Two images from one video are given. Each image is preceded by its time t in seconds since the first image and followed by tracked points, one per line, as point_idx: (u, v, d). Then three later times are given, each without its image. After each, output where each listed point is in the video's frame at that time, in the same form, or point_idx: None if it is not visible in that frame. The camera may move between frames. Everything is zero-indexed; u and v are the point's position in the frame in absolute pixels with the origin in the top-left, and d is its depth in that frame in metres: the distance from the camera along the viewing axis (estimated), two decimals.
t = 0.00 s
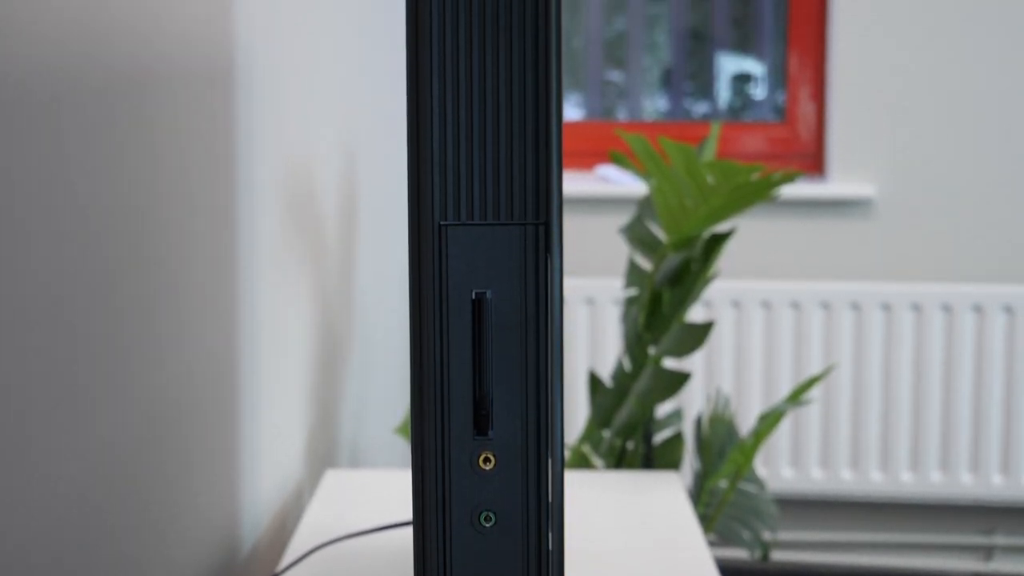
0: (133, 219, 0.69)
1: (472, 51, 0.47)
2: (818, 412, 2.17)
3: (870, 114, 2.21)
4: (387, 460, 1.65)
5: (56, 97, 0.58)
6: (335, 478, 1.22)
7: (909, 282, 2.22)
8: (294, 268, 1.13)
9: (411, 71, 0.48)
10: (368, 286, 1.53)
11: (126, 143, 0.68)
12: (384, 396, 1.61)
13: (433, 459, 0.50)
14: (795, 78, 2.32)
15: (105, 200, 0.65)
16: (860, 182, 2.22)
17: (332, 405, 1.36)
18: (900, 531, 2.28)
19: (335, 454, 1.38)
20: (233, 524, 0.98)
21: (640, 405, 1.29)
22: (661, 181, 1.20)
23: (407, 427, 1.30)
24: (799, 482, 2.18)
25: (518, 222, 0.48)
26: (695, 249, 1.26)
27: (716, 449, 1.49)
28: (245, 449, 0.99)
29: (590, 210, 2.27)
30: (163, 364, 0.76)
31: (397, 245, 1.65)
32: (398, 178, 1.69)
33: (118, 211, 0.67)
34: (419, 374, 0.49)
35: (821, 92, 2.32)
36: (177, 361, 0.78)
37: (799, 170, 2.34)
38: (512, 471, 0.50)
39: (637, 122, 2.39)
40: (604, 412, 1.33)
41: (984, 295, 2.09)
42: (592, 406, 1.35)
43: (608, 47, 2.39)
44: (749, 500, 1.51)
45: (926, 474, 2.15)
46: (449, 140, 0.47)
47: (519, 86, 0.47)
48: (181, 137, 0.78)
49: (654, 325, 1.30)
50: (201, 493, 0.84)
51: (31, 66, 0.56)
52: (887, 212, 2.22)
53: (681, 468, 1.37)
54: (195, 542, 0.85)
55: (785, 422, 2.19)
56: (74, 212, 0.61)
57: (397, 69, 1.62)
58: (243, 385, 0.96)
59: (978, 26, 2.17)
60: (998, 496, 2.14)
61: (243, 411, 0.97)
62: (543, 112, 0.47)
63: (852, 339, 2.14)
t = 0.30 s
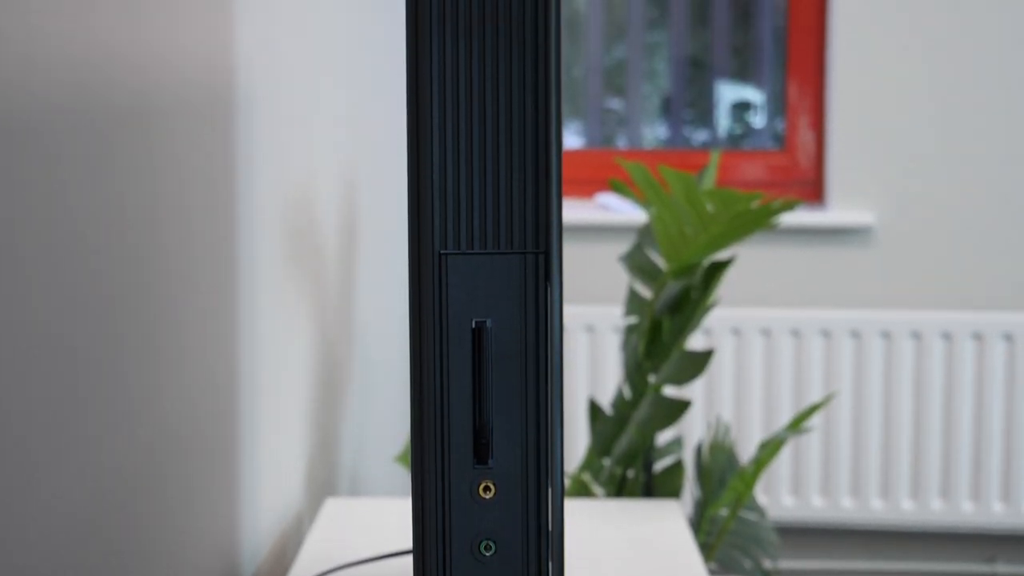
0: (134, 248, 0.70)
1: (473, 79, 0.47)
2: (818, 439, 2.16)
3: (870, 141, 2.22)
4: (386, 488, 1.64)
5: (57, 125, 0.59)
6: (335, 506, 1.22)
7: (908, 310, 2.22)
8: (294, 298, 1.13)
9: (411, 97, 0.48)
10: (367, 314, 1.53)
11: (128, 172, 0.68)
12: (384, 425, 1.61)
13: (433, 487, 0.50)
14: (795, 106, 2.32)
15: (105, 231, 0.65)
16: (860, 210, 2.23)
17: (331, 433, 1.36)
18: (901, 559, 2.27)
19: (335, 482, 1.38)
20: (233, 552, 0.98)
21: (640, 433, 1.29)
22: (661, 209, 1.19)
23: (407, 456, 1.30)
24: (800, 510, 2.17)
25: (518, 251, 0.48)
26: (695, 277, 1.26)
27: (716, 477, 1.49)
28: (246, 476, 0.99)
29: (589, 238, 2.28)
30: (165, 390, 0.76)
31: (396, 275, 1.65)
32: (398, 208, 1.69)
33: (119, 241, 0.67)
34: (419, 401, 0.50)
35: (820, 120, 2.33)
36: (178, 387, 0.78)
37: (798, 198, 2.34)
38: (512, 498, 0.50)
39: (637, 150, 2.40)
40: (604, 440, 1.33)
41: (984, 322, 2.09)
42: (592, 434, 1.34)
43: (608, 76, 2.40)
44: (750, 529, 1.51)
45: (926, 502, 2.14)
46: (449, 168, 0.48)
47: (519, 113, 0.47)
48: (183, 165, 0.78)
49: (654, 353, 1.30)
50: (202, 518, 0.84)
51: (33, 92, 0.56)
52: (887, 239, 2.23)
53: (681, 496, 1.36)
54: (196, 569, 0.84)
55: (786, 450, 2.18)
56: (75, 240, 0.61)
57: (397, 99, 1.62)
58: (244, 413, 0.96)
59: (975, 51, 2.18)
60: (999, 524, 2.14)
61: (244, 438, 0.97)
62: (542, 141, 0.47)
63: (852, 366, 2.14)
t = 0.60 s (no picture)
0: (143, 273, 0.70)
1: (472, 109, 0.48)
2: (819, 466, 2.16)
3: (869, 169, 2.22)
4: (385, 516, 1.64)
5: (57, 150, 0.59)
6: (335, 534, 1.21)
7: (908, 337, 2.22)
8: (296, 326, 1.13)
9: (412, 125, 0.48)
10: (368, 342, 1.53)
11: (138, 198, 0.68)
12: (384, 452, 1.61)
13: (433, 512, 0.50)
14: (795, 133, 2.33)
15: (110, 258, 0.65)
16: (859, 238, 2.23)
17: (332, 460, 1.35)
18: None
19: (335, 510, 1.37)
20: None
21: (640, 460, 1.29)
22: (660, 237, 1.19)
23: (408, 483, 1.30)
24: (800, 537, 2.17)
25: (517, 279, 0.48)
26: (695, 304, 1.27)
27: (717, 505, 1.49)
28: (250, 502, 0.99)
29: (589, 266, 2.28)
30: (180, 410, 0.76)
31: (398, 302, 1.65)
32: (400, 235, 1.69)
33: (130, 269, 0.67)
34: (419, 425, 0.50)
35: (820, 148, 2.34)
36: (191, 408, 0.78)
37: (798, 226, 2.36)
38: (512, 527, 0.50)
39: (637, 178, 2.40)
40: (604, 468, 1.33)
41: (983, 349, 2.09)
42: (592, 461, 1.34)
43: (608, 104, 2.40)
44: (751, 557, 1.50)
45: (928, 530, 2.14)
46: (450, 195, 0.48)
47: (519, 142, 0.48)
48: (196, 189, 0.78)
49: (654, 380, 1.29)
50: (220, 537, 0.84)
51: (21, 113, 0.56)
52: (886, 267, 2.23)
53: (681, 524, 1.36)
54: None
55: (786, 477, 2.18)
56: (74, 265, 0.61)
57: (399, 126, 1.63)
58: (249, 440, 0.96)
59: (975, 79, 2.19)
60: (1001, 552, 2.13)
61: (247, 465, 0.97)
62: (542, 170, 0.47)
63: (852, 393, 2.14)
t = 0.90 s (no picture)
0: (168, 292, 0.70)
1: (471, 136, 0.48)
2: (820, 491, 2.15)
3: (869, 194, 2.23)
4: (383, 542, 1.64)
5: (88, 170, 0.59)
6: (335, 561, 1.21)
7: (909, 361, 2.22)
8: (295, 354, 1.12)
9: (412, 150, 0.48)
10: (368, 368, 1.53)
11: (159, 222, 0.69)
12: (383, 478, 1.61)
13: (432, 535, 0.50)
14: (794, 158, 2.33)
15: (138, 273, 0.65)
16: (860, 262, 2.23)
17: (331, 486, 1.35)
18: None
19: (334, 536, 1.37)
20: None
21: (640, 484, 1.29)
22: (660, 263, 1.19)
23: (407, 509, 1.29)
24: (801, 562, 2.16)
25: (517, 305, 0.48)
26: (695, 329, 1.26)
27: (716, 531, 1.48)
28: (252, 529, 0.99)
29: (589, 290, 2.28)
30: (194, 431, 0.75)
31: (396, 325, 1.65)
32: (399, 259, 1.69)
33: (152, 291, 0.67)
34: (419, 448, 0.50)
35: (819, 173, 2.34)
36: (204, 429, 0.78)
37: (798, 250, 2.35)
38: (512, 552, 0.50)
39: (637, 204, 2.40)
40: (605, 492, 1.32)
41: (984, 374, 2.09)
42: (592, 487, 1.34)
43: (607, 129, 2.41)
44: None
45: (928, 555, 2.13)
46: (450, 221, 0.48)
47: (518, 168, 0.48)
48: (207, 214, 0.78)
49: (655, 404, 1.29)
50: (225, 561, 0.84)
51: (52, 116, 0.55)
52: (887, 291, 2.23)
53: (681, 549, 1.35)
54: None
55: (787, 503, 2.17)
56: (111, 284, 0.61)
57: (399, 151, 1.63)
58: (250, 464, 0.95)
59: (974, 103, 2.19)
60: None
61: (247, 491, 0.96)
62: (543, 195, 0.48)
63: (852, 419, 2.14)
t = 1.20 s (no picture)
0: (165, 318, 0.69)
1: (471, 163, 0.48)
2: (821, 515, 2.15)
3: (869, 218, 2.23)
4: (383, 566, 1.63)
5: (104, 192, 0.59)
6: None
7: (910, 385, 2.22)
8: (295, 379, 1.12)
9: (411, 178, 0.48)
10: (368, 392, 1.53)
11: (160, 246, 0.69)
12: (384, 502, 1.60)
13: (431, 561, 0.50)
14: (794, 182, 2.34)
15: (139, 296, 0.65)
16: (860, 287, 2.23)
17: (333, 512, 1.35)
18: None
19: (335, 562, 1.37)
20: None
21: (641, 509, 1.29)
22: (660, 286, 1.17)
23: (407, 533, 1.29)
24: None
25: (516, 331, 0.49)
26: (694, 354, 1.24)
27: (718, 555, 1.48)
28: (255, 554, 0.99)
29: (590, 314, 2.28)
30: (195, 456, 0.75)
31: (398, 349, 1.65)
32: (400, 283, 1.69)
33: (155, 315, 0.67)
34: (418, 474, 0.50)
35: (819, 197, 2.35)
36: (205, 453, 0.78)
37: (798, 275, 2.35)
38: None
39: (637, 228, 2.41)
40: (606, 517, 1.32)
41: (984, 399, 2.09)
42: (592, 512, 1.34)
43: (607, 153, 2.41)
44: None
45: None
46: (449, 248, 0.48)
47: (519, 195, 0.48)
48: (207, 241, 0.78)
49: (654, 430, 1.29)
50: None
51: (80, 135, 0.56)
52: (887, 315, 2.23)
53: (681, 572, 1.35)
54: None
55: (788, 528, 2.17)
56: (118, 309, 0.61)
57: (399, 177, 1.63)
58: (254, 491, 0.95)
59: (975, 124, 2.20)
60: None
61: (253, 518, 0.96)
62: (541, 222, 0.48)
63: (853, 444, 2.14)
